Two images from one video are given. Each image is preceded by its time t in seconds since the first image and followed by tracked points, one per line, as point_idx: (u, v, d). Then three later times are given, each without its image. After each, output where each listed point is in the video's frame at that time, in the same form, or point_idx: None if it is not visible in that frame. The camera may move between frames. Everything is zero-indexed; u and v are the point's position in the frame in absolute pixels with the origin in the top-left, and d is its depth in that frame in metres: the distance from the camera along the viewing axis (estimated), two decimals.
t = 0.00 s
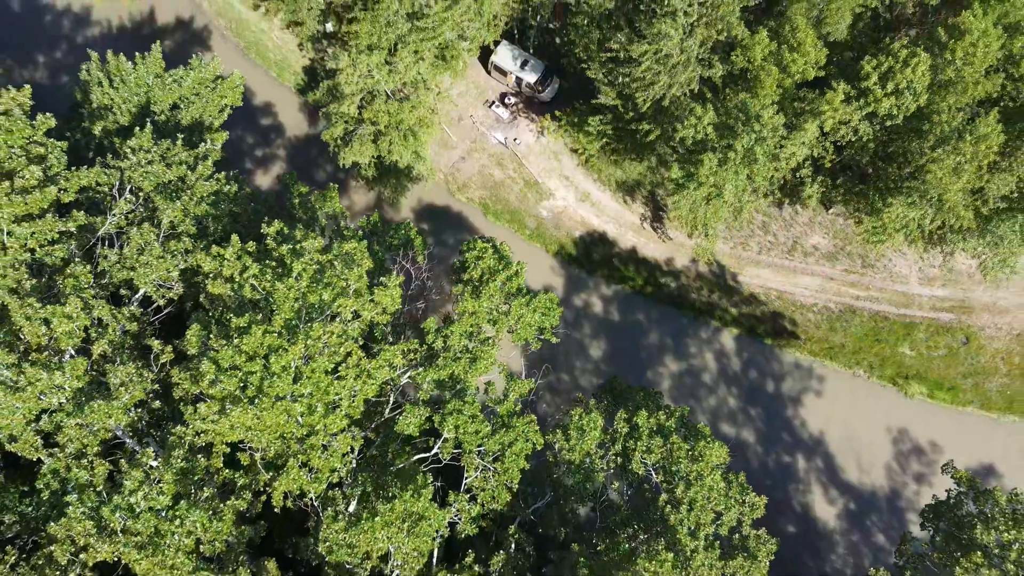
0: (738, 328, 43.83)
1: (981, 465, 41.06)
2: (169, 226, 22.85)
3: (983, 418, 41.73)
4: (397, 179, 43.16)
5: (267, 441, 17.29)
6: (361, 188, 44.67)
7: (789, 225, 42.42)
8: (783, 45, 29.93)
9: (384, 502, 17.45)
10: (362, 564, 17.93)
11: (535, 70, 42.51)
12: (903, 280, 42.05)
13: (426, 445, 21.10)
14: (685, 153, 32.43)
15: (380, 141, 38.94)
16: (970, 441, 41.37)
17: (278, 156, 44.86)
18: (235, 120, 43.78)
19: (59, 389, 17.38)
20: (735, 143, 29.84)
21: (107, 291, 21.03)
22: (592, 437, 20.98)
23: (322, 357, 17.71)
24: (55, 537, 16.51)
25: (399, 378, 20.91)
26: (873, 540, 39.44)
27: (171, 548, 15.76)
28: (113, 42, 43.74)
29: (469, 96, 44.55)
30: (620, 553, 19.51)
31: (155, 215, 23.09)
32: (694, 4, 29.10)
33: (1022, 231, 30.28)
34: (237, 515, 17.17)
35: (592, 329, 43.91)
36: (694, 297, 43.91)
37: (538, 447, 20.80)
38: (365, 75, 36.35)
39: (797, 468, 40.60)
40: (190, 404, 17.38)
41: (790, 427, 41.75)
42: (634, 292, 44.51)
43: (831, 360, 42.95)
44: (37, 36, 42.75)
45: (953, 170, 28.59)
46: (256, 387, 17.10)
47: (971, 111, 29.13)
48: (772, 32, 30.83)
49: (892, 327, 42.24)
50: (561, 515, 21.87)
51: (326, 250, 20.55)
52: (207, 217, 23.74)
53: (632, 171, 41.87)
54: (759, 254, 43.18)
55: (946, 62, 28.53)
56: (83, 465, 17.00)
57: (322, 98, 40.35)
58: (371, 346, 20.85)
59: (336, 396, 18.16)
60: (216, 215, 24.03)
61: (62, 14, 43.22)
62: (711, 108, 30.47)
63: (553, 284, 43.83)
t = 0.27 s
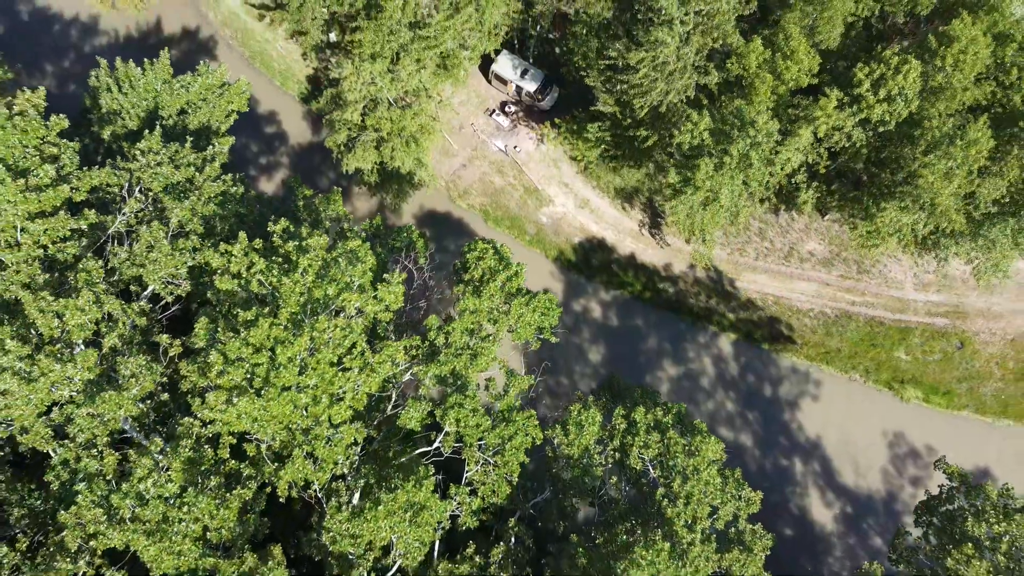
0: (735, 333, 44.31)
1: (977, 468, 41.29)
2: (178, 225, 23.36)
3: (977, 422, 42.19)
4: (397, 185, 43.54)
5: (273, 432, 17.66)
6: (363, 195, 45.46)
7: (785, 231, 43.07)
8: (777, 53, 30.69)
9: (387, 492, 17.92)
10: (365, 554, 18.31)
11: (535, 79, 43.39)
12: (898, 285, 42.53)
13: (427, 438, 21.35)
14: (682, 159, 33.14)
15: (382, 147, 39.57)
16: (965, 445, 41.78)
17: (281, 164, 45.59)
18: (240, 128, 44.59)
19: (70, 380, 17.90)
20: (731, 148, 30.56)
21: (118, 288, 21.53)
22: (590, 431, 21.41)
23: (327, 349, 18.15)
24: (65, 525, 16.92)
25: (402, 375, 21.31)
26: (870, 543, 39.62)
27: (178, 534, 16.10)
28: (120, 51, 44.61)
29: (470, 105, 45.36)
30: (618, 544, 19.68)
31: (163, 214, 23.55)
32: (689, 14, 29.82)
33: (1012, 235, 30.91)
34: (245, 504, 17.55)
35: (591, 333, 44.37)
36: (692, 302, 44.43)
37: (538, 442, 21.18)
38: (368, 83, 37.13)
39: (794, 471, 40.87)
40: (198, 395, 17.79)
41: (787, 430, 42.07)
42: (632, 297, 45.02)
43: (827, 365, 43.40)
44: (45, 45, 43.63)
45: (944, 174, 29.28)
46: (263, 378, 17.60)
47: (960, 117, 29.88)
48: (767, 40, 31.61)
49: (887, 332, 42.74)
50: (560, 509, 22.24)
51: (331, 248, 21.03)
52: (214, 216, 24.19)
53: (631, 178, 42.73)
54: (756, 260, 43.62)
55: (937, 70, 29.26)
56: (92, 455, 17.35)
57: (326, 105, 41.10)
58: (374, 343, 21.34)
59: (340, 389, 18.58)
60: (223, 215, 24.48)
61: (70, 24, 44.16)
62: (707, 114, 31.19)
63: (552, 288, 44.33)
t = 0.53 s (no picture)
0: (733, 337, 44.79)
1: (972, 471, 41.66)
2: (186, 223, 23.89)
3: (972, 425, 42.61)
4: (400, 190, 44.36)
5: (279, 419, 18.09)
6: (365, 200, 46.15)
7: (781, 237, 43.97)
8: (772, 60, 31.43)
9: (390, 480, 18.35)
10: (368, 543, 18.63)
11: (535, 87, 44.25)
12: (893, 290, 43.33)
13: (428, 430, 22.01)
14: (679, 163, 33.85)
15: (384, 152, 40.26)
16: (960, 448, 42.19)
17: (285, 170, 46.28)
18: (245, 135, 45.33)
19: (81, 370, 18.40)
20: (726, 152, 31.28)
21: (128, 283, 22.00)
22: (589, 426, 21.79)
23: (332, 339, 18.67)
24: (75, 511, 17.31)
25: (404, 369, 21.73)
26: (868, 545, 39.80)
27: (186, 519, 16.46)
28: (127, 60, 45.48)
29: (471, 113, 46.27)
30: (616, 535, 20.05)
31: (171, 211, 23.98)
32: (686, 22, 30.70)
33: (1003, 237, 31.53)
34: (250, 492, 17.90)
35: (590, 337, 44.83)
36: (690, 306, 44.94)
37: (537, 435, 21.54)
38: (372, 89, 37.90)
39: (791, 473, 41.15)
40: (206, 385, 18.23)
41: (785, 433, 42.42)
42: (631, 302, 45.53)
43: (823, 368, 43.85)
44: (54, 55, 44.53)
45: (935, 178, 29.94)
46: (270, 367, 18.08)
47: (951, 122, 30.58)
48: (761, 47, 32.36)
49: (883, 335, 43.26)
50: (559, 502, 22.62)
51: (335, 245, 21.53)
52: (222, 215, 24.70)
53: (630, 185, 43.46)
54: (753, 265, 44.43)
55: (927, 76, 30.11)
56: (103, 443, 17.71)
57: (330, 110, 41.83)
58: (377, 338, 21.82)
59: (344, 378, 19.11)
60: (231, 214, 24.96)
61: (79, 34, 45.03)
62: (703, 119, 31.96)
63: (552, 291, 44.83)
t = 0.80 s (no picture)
0: (730, 340, 45.30)
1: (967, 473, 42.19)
2: (195, 220, 24.50)
3: (967, 427, 43.12)
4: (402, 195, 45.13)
5: (285, 405, 18.67)
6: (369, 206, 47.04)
7: (777, 242, 44.60)
8: (765, 67, 32.24)
9: (392, 468, 18.81)
10: (371, 531, 19.02)
11: (535, 94, 45.10)
12: (888, 294, 43.86)
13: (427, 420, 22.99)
14: (675, 167, 34.60)
15: (387, 157, 41.01)
16: (955, 450, 42.71)
17: (289, 176, 47.03)
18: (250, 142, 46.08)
19: (93, 359, 19.01)
20: (722, 156, 32.04)
21: (138, 278, 22.54)
22: (587, 419, 22.20)
23: (337, 329, 19.12)
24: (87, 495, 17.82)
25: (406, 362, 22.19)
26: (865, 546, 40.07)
27: (195, 501, 16.98)
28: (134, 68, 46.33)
29: (471, 120, 47.03)
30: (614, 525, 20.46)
31: (180, 209, 24.55)
32: (681, 29, 31.81)
33: (993, 240, 32.20)
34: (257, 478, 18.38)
35: (589, 340, 45.38)
36: (688, 310, 45.48)
37: (537, 427, 21.99)
38: (375, 95, 38.68)
39: (788, 475, 41.51)
40: (215, 375, 18.74)
41: (782, 435, 42.83)
42: (629, 305, 46.11)
43: (819, 371, 44.32)
44: (62, 63, 45.38)
45: (926, 180, 30.65)
46: (278, 355, 18.64)
47: (942, 126, 31.35)
48: (756, 54, 33.17)
49: (878, 339, 43.81)
50: (558, 494, 23.02)
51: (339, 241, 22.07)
52: (229, 214, 25.24)
53: (627, 190, 43.94)
54: (749, 269, 44.95)
55: (916, 82, 30.99)
56: (113, 430, 18.21)
57: (334, 116, 42.62)
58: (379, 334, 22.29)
59: (348, 368, 19.58)
60: (237, 213, 25.59)
61: (87, 42, 45.85)
62: (699, 124, 32.76)
63: (552, 294, 45.45)
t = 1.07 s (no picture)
0: (727, 343, 45.82)
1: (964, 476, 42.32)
2: (203, 217, 25.10)
3: (963, 430, 43.43)
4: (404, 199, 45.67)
5: (291, 392, 19.14)
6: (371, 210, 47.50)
7: (774, 247, 45.82)
8: (760, 74, 33.13)
9: (395, 455, 19.26)
10: (373, 518, 19.38)
11: (535, 102, 46.07)
12: (882, 298, 44.90)
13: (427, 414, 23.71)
14: (672, 170, 35.33)
15: (390, 162, 41.74)
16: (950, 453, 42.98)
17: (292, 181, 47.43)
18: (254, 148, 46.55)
19: (105, 349, 19.53)
20: (717, 159, 32.82)
21: (147, 272, 23.07)
22: (585, 411, 22.64)
23: (341, 319, 19.60)
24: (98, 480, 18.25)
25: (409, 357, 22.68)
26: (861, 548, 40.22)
27: (203, 485, 17.41)
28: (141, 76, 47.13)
29: (473, 127, 48.07)
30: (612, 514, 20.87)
31: (189, 206, 25.11)
32: (678, 36, 32.67)
33: (984, 241, 32.89)
34: (262, 465, 18.81)
35: (588, 343, 45.59)
36: (686, 313, 46.01)
37: (536, 419, 22.42)
38: (378, 101, 39.45)
39: (785, 476, 41.77)
40: (223, 363, 19.26)
41: (778, 437, 43.15)
42: (628, 309, 46.52)
43: (816, 374, 44.75)
44: (71, 71, 46.19)
45: (918, 183, 31.36)
46: (284, 343, 19.19)
47: (932, 130, 32.11)
48: (750, 61, 34.01)
49: (873, 342, 44.45)
50: (557, 487, 23.43)
51: (343, 236, 22.63)
52: (236, 211, 25.59)
53: (626, 196, 45.20)
54: (746, 273, 45.80)
55: (907, 86, 31.80)
56: (124, 417, 18.69)
57: (337, 121, 43.44)
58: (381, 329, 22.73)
59: (353, 358, 20.09)
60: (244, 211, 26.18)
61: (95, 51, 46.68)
62: (695, 129, 33.53)
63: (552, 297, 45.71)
